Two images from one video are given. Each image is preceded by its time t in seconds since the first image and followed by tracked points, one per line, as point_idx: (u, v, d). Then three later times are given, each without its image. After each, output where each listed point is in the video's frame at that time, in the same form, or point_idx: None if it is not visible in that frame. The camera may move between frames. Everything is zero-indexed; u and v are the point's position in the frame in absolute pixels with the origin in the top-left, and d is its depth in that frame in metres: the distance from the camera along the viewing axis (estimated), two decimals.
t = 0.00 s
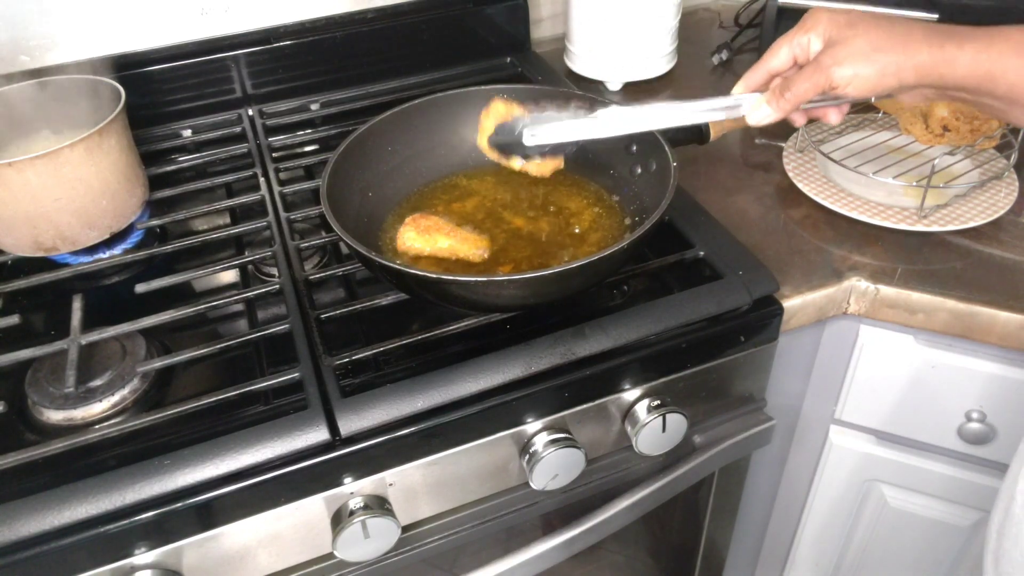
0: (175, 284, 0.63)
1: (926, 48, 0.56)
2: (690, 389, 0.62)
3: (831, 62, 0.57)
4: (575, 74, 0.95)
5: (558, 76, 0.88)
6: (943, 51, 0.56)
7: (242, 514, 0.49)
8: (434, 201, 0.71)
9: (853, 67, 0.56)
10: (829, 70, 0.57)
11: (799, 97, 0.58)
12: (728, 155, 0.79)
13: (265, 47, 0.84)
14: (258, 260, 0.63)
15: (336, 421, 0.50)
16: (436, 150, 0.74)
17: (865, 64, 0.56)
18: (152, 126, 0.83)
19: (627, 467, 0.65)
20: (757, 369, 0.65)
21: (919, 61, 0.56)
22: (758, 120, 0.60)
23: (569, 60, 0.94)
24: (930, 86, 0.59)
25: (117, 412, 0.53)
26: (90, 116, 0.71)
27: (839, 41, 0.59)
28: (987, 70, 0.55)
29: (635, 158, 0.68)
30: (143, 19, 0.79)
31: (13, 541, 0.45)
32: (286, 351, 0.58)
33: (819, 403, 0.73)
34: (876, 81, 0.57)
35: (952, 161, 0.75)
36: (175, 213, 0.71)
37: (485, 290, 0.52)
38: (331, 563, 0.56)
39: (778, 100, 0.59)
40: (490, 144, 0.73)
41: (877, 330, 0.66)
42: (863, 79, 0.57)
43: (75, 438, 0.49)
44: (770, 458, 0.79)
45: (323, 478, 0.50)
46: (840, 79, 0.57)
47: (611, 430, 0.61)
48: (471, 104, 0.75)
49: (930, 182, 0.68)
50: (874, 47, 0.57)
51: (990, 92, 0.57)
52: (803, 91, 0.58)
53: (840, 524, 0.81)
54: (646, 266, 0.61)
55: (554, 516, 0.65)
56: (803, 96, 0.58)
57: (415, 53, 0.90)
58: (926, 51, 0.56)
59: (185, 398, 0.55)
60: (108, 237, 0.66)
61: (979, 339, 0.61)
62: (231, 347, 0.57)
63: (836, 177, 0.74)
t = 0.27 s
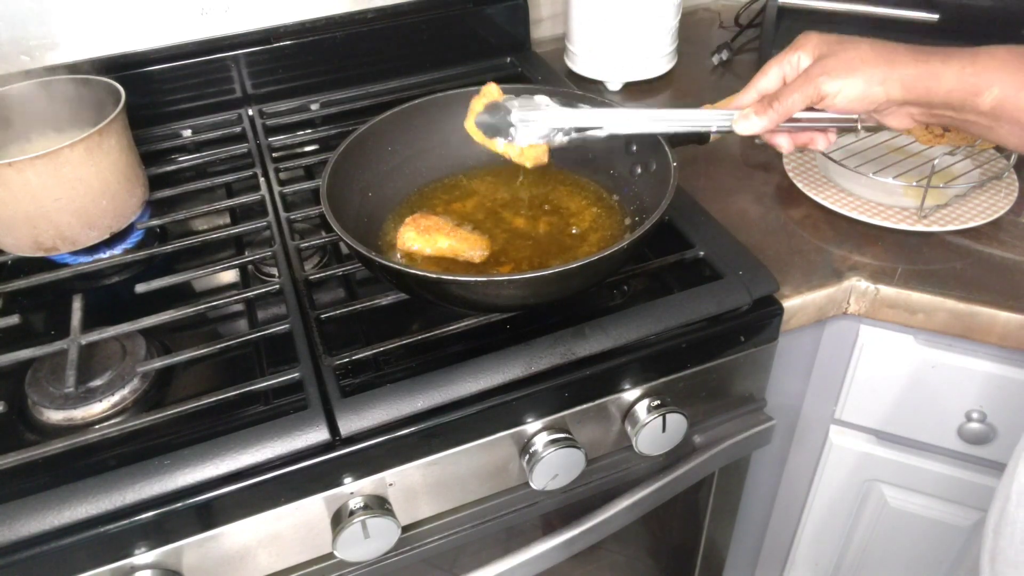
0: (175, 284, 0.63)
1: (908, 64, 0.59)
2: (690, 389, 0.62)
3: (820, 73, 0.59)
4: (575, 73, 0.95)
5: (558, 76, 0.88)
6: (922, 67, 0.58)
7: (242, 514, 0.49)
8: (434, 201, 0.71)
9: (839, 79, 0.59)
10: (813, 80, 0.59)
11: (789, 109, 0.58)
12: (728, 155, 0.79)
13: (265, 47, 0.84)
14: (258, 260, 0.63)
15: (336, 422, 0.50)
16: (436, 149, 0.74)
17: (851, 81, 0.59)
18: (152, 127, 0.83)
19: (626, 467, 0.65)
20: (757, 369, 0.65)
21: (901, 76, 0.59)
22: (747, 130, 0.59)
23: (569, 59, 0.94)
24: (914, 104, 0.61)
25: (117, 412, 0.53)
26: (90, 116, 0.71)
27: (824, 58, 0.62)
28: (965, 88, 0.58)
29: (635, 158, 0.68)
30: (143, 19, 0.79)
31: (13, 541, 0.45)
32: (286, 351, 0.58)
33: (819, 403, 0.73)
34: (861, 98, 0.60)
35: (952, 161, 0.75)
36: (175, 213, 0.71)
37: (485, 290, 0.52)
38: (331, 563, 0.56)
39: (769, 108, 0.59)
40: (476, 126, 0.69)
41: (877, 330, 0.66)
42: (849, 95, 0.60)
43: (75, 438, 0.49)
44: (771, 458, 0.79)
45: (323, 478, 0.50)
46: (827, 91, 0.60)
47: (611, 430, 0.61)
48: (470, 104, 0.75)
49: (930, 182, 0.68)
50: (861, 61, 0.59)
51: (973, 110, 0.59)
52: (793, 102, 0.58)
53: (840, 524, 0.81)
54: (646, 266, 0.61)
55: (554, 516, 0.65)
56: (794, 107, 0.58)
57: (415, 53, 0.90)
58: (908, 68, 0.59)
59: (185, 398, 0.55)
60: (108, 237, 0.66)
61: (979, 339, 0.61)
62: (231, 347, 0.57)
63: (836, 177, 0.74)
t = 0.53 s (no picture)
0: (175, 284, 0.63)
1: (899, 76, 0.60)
2: (690, 389, 0.62)
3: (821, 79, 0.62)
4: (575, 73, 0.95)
5: (558, 76, 0.88)
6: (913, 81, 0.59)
7: (242, 514, 0.49)
8: (434, 201, 0.71)
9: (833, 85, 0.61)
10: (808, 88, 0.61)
11: (786, 112, 0.60)
12: (728, 155, 0.79)
13: (266, 47, 0.84)
14: (258, 260, 0.63)
15: (336, 422, 0.50)
16: (436, 150, 0.74)
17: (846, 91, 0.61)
18: (152, 127, 0.83)
19: (627, 467, 0.65)
20: (757, 369, 0.65)
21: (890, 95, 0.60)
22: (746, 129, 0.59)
23: (569, 59, 0.94)
24: (908, 115, 0.61)
25: (117, 412, 0.53)
26: (90, 116, 0.71)
27: (825, 67, 0.64)
28: (955, 104, 0.58)
29: (635, 158, 0.68)
30: (143, 19, 0.79)
31: (13, 541, 0.45)
32: (286, 351, 0.58)
33: (820, 403, 0.73)
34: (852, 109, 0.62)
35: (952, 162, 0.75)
36: (175, 213, 0.71)
37: (485, 290, 0.52)
38: (331, 563, 0.56)
39: (768, 111, 0.60)
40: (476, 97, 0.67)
41: (877, 330, 0.66)
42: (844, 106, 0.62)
43: (75, 438, 0.49)
44: (771, 458, 0.79)
45: (323, 477, 0.50)
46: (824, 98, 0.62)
47: (611, 430, 0.61)
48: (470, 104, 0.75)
49: (930, 182, 0.68)
50: (859, 69, 0.62)
51: (970, 120, 0.58)
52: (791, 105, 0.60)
53: (841, 524, 0.81)
54: (646, 266, 0.61)
55: (554, 516, 0.65)
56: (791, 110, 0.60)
57: (415, 53, 0.90)
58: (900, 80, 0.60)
59: (185, 398, 0.55)
60: (108, 237, 0.66)
61: (979, 339, 0.61)
62: (231, 347, 0.57)
63: (836, 177, 0.74)
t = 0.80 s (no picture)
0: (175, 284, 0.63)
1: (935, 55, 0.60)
2: (690, 389, 0.62)
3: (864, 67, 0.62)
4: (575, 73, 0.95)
5: (558, 76, 0.88)
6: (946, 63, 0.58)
7: (242, 514, 0.49)
8: (434, 200, 0.71)
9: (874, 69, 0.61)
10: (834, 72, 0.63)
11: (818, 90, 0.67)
12: (728, 155, 0.79)
13: (266, 47, 0.84)
14: (258, 260, 0.63)
15: (336, 421, 0.50)
16: (436, 149, 0.74)
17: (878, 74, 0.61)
18: (152, 126, 0.83)
19: (627, 467, 0.65)
20: (757, 369, 0.65)
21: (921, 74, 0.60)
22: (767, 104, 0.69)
23: (569, 59, 0.94)
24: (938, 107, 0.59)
25: (117, 411, 0.53)
26: (89, 116, 0.71)
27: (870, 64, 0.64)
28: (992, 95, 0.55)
29: (635, 158, 0.68)
30: (144, 19, 0.79)
31: (13, 542, 0.45)
32: (286, 351, 0.58)
33: (820, 403, 0.73)
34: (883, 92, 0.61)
35: (952, 161, 0.75)
36: (175, 213, 0.71)
37: (485, 290, 0.52)
38: (331, 563, 0.56)
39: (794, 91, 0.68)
40: None
41: (877, 330, 0.66)
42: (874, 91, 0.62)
43: (75, 438, 0.49)
44: (770, 458, 0.79)
45: (323, 477, 0.50)
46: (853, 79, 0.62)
47: (611, 430, 0.61)
48: (470, 104, 0.75)
49: (930, 181, 0.68)
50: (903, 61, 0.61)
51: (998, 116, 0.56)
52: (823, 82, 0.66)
53: (841, 524, 0.81)
54: (646, 266, 0.61)
55: (554, 516, 0.65)
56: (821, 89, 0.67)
57: (415, 53, 0.90)
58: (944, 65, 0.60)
59: (185, 398, 0.55)
60: (108, 237, 0.66)
61: (979, 339, 0.61)
62: (231, 347, 0.57)
63: (836, 177, 0.74)
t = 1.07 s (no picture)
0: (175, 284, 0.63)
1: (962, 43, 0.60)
2: (690, 389, 0.62)
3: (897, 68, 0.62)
4: (575, 73, 0.95)
5: (558, 76, 0.88)
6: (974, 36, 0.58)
7: (242, 514, 0.49)
8: (434, 200, 0.71)
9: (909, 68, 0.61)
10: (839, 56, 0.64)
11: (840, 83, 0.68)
12: (728, 155, 0.79)
13: (265, 47, 0.84)
14: (258, 260, 0.63)
15: (336, 422, 0.50)
16: (436, 149, 0.74)
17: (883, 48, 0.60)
18: (152, 126, 0.83)
19: (627, 467, 0.65)
20: (757, 369, 0.65)
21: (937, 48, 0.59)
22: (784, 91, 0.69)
23: (568, 59, 0.94)
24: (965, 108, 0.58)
25: (118, 411, 0.53)
26: (89, 116, 0.71)
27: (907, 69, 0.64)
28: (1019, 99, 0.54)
29: (635, 158, 0.68)
30: (143, 19, 0.79)
31: (13, 542, 0.45)
32: (286, 350, 0.58)
33: (820, 404, 0.73)
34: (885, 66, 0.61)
35: (952, 161, 0.75)
36: (175, 213, 0.71)
37: (485, 290, 0.52)
38: (331, 563, 0.56)
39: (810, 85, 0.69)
40: None
41: (877, 330, 0.66)
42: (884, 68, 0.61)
43: (75, 438, 0.49)
44: (771, 458, 0.79)
45: (323, 478, 0.50)
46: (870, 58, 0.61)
47: (611, 430, 0.61)
48: (470, 104, 0.75)
49: (930, 181, 0.68)
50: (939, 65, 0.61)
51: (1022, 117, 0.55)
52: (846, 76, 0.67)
53: (841, 524, 0.81)
54: (646, 266, 0.61)
55: (554, 516, 0.65)
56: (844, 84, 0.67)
57: (415, 53, 0.90)
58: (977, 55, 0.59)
59: (185, 398, 0.55)
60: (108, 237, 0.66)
61: (979, 339, 0.61)
62: (231, 347, 0.57)
63: (836, 177, 0.74)
